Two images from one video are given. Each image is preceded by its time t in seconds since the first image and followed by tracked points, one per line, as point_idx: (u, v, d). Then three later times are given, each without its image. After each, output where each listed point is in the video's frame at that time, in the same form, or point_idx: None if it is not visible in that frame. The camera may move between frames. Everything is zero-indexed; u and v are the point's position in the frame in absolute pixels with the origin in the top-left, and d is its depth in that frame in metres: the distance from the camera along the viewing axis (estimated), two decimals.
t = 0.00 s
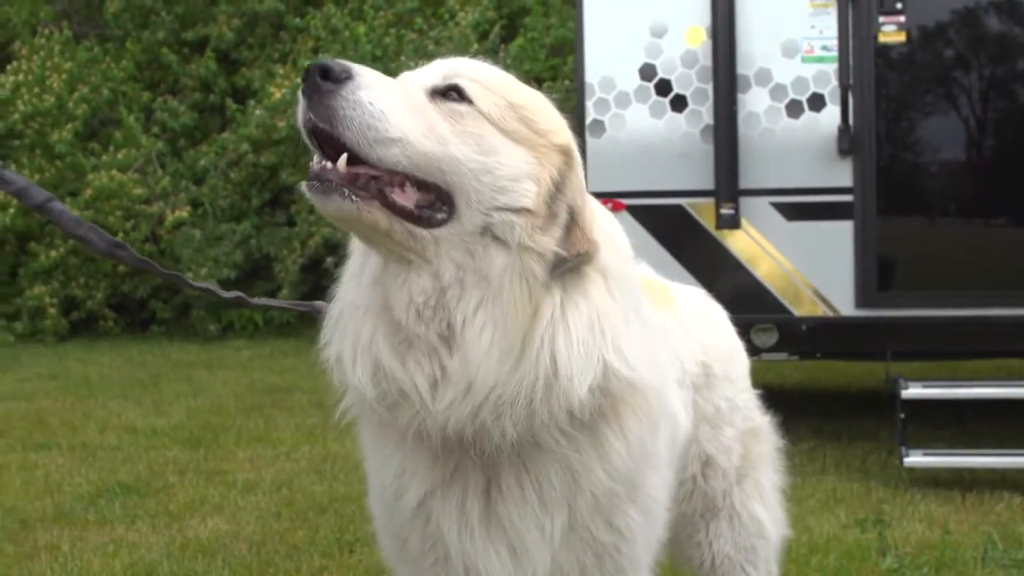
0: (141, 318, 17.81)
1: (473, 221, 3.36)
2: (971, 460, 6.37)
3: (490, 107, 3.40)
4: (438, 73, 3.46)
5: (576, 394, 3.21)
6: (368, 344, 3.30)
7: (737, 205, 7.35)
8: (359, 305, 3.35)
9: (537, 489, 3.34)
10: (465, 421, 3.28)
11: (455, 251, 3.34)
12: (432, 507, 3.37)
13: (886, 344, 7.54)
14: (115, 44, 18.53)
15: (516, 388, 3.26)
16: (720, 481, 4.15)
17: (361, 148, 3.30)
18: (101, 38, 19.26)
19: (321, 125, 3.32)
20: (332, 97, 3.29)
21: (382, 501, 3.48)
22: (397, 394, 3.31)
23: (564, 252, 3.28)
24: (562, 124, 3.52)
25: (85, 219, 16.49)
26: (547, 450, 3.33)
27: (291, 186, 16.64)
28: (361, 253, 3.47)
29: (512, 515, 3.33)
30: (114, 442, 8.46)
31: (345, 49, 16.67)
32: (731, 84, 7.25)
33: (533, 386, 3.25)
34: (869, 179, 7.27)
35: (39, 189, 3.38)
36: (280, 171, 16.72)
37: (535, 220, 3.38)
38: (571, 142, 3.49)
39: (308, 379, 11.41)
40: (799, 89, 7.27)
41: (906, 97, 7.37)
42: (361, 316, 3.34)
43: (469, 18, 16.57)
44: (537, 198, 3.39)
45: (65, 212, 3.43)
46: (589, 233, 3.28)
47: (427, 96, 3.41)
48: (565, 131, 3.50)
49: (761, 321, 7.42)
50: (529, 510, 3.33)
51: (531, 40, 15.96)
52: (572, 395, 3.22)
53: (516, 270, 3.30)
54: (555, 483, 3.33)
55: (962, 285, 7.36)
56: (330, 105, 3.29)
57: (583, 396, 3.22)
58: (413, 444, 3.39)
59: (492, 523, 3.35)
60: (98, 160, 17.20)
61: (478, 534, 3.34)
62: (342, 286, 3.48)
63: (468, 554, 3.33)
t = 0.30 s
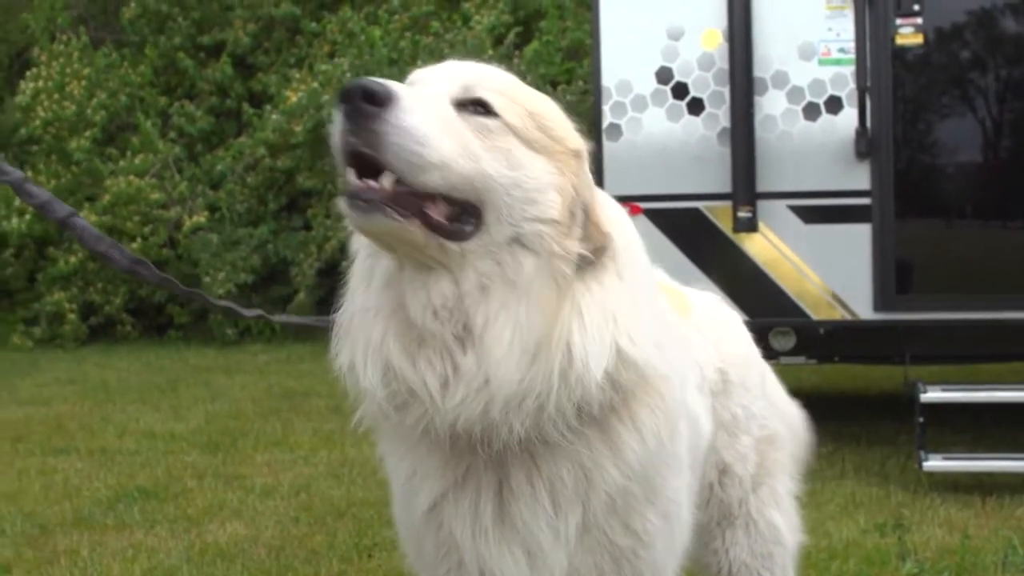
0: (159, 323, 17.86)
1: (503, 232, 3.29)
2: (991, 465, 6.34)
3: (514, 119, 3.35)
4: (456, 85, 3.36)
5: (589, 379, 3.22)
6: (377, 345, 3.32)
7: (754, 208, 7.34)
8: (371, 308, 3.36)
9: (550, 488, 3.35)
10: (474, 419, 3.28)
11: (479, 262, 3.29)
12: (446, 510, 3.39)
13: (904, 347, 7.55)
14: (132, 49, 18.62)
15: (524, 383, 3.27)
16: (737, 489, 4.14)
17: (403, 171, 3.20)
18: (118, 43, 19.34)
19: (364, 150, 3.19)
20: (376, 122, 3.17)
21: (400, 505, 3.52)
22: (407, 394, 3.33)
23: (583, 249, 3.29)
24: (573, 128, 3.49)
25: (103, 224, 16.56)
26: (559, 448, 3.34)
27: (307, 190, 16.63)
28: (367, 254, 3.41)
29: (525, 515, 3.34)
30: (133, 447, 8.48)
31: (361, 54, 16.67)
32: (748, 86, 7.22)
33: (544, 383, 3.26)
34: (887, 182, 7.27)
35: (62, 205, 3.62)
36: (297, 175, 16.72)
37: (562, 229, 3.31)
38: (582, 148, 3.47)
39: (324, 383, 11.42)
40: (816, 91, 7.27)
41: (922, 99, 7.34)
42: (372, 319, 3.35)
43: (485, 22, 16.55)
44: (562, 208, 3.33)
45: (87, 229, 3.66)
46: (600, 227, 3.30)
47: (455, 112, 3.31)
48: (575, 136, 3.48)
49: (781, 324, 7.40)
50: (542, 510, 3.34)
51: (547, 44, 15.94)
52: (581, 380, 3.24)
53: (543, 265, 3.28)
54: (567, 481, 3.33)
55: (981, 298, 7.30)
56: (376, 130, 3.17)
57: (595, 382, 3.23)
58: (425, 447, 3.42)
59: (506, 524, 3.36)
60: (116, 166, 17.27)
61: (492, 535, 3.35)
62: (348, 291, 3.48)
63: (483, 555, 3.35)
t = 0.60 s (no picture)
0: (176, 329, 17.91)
1: (557, 251, 3.30)
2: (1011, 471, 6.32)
3: (564, 139, 3.40)
4: (509, 104, 3.39)
5: (625, 390, 3.27)
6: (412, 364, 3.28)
7: (772, 214, 7.32)
8: (405, 325, 3.31)
9: (572, 500, 3.33)
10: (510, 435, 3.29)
11: (532, 283, 3.30)
12: (465, 524, 3.36)
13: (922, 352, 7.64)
14: (150, 56, 18.73)
15: (559, 399, 3.29)
16: (752, 496, 4.08)
17: (495, 196, 3.25)
18: (136, 51, 19.44)
19: (460, 173, 3.24)
20: (478, 146, 3.23)
21: (413, 522, 3.47)
22: (438, 411, 3.31)
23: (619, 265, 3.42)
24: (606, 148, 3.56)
25: (121, 231, 16.62)
26: (582, 459, 3.35)
27: (325, 196, 16.58)
28: (394, 268, 3.33)
29: (546, 526, 3.32)
30: (150, 452, 8.51)
31: (378, 60, 16.71)
32: (766, 91, 7.19)
33: (578, 397, 3.29)
34: (905, 188, 7.28)
35: (70, 238, 3.78)
36: (313, 182, 16.75)
37: (612, 250, 3.35)
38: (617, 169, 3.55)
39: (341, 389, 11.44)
40: (834, 97, 7.20)
41: (939, 103, 7.33)
42: (405, 336, 3.31)
43: (501, 28, 16.58)
44: (611, 228, 3.35)
45: (91, 260, 3.79)
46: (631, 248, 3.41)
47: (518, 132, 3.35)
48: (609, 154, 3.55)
49: (798, 330, 7.45)
50: (563, 522, 3.32)
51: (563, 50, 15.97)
52: (617, 391, 3.28)
53: (591, 282, 3.32)
54: (589, 493, 3.32)
55: (999, 307, 7.36)
56: (478, 156, 3.22)
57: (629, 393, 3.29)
58: (447, 462, 3.41)
59: (527, 537, 3.34)
60: (133, 172, 17.33)
61: (512, 548, 3.32)
62: (364, 310, 3.41)
63: (504, 568, 3.31)
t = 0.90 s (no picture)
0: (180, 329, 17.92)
1: (586, 259, 3.34)
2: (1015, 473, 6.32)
3: (592, 145, 3.47)
4: (537, 110, 3.43)
5: (652, 398, 3.29)
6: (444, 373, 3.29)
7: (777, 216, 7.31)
8: (434, 333, 3.32)
9: (589, 506, 3.30)
10: (537, 441, 3.29)
11: (563, 292, 3.35)
12: (478, 529, 3.30)
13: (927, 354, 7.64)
14: (156, 56, 18.77)
15: (588, 406, 3.29)
16: (754, 500, 4.05)
17: (530, 207, 3.29)
18: (142, 50, 19.46)
19: (495, 183, 3.28)
20: (515, 155, 3.24)
21: (423, 531, 3.40)
22: (466, 420, 3.30)
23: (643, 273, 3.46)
24: (632, 153, 3.64)
25: (125, 230, 16.61)
26: (601, 466, 3.32)
27: (329, 196, 16.57)
28: (421, 279, 3.37)
29: (564, 533, 3.28)
30: (154, 451, 8.53)
31: (383, 60, 16.73)
32: (772, 94, 7.20)
33: (606, 405, 3.29)
34: (911, 190, 7.25)
35: (66, 241, 3.67)
36: (318, 181, 16.78)
37: (640, 257, 3.40)
38: (641, 173, 3.63)
39: (345, 388, 11.44)
40: (839, 98, 7.22)
41: (944, 105, 7.35)
42: (435, 343, 3.32)
43: (506, 28, 16.59)
44: (639, 236, 3.41)
45: (88, 263, 3.70)
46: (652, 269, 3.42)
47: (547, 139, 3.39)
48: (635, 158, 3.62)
49: (803, 332, 7.42)
50: (579, 528, 3.29)
51: (568, 52, 15.98)
52: (645, 399, 3.29)
53: (618, 293, 3.36)
54: (607, 499, 3.30)
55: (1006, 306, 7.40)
56: (515, 165, 3.24)
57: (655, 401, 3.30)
58: (462, 470, 3.36)
59: (543, 543, 3.30)
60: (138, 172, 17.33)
61: (528, 554, 3.28)
62: (387, 317, 3.43)
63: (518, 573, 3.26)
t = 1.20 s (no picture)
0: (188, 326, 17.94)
1: (606, 269, 3.28)
2: None
3: (616, 152, 3.43)
4: (561, 115, 3.41)
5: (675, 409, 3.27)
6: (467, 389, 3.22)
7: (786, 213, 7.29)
8: (455, 348, 3.25)
9: (614, 513, 3.28)
10: (561, 454, 3.24)
11: (585, 305, 3.29)
12: (502, 539, 3.27)
13: (937, 354, 7.56)
14: (164, 54, 18.81)
15: (612, 420, 3.25)
16: (759, 499, 4.03)
17: (559, 214, 3.26)
18: (151, 48, 19.49)
19: (525, 190, 3.25)
20: (546, 161, 3.22)
21: (444, 540, 3.37)
22: (491, 436, 3.24)
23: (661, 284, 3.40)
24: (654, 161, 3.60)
25: (133, 227, 16.62)
26: (625, 474, 3.29)
27: (337, 193, 16.58)
28: (442, 291, 3.28)
29: (590, 540, 3.26)
30: (164, 448, 8.54)
31: (392, 57, 16.72)
32: (781, 92, 7.21)
33: (631, 417, 3.25)
34: (921, 188, 7.25)
35: (73, 239, 3.68)
36: (326, 179, 16.79)
37: (659, 269, 3.33)
38: (663, 180, 3.58)
39: (354, 386, 11.44)
40: (849, 95, 7.21)
41: (954, 103, 7.30)
42: (456, 359, 3.25)
43: (514, 25, 16.56)
44: (660, 247, 3.34)
45: (95, 262, 3.71)
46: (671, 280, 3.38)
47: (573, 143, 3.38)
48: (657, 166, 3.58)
49: (811, 329, 7.36)
50: (604, 534, 3.26)
51: (577, 49, 15.94)
52: (669, 410, 3.27)
53: (638, 307, 3.30)
54: (633, 506, 3.28)
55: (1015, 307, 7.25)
56: (544, 172, 3.22)
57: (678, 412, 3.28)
58: (483, 481, 3.31)
59: (569, 552, 3.27)
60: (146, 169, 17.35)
61: (554, 564, 3.25)
62: (405, 327, 3.36)
63: None
